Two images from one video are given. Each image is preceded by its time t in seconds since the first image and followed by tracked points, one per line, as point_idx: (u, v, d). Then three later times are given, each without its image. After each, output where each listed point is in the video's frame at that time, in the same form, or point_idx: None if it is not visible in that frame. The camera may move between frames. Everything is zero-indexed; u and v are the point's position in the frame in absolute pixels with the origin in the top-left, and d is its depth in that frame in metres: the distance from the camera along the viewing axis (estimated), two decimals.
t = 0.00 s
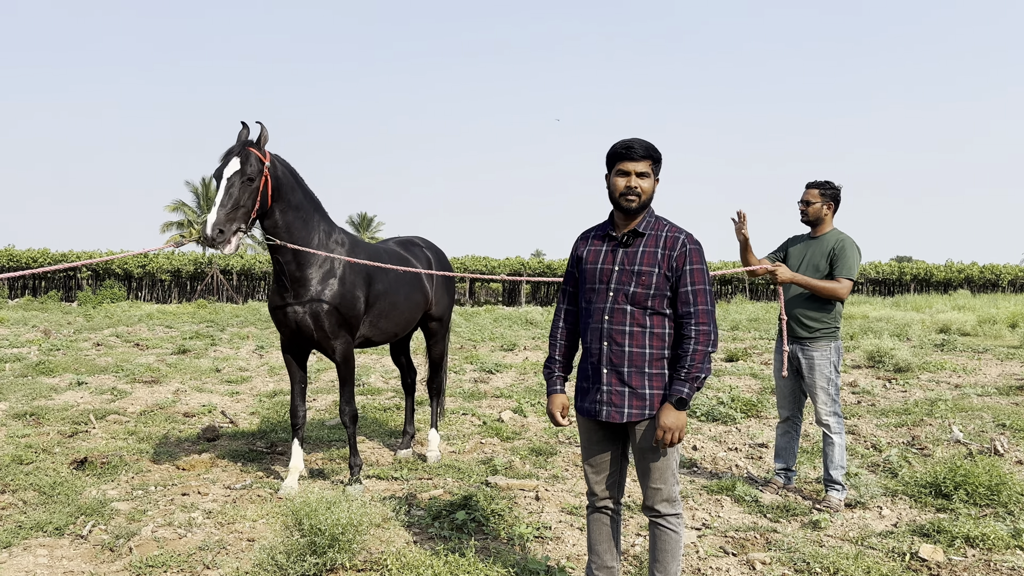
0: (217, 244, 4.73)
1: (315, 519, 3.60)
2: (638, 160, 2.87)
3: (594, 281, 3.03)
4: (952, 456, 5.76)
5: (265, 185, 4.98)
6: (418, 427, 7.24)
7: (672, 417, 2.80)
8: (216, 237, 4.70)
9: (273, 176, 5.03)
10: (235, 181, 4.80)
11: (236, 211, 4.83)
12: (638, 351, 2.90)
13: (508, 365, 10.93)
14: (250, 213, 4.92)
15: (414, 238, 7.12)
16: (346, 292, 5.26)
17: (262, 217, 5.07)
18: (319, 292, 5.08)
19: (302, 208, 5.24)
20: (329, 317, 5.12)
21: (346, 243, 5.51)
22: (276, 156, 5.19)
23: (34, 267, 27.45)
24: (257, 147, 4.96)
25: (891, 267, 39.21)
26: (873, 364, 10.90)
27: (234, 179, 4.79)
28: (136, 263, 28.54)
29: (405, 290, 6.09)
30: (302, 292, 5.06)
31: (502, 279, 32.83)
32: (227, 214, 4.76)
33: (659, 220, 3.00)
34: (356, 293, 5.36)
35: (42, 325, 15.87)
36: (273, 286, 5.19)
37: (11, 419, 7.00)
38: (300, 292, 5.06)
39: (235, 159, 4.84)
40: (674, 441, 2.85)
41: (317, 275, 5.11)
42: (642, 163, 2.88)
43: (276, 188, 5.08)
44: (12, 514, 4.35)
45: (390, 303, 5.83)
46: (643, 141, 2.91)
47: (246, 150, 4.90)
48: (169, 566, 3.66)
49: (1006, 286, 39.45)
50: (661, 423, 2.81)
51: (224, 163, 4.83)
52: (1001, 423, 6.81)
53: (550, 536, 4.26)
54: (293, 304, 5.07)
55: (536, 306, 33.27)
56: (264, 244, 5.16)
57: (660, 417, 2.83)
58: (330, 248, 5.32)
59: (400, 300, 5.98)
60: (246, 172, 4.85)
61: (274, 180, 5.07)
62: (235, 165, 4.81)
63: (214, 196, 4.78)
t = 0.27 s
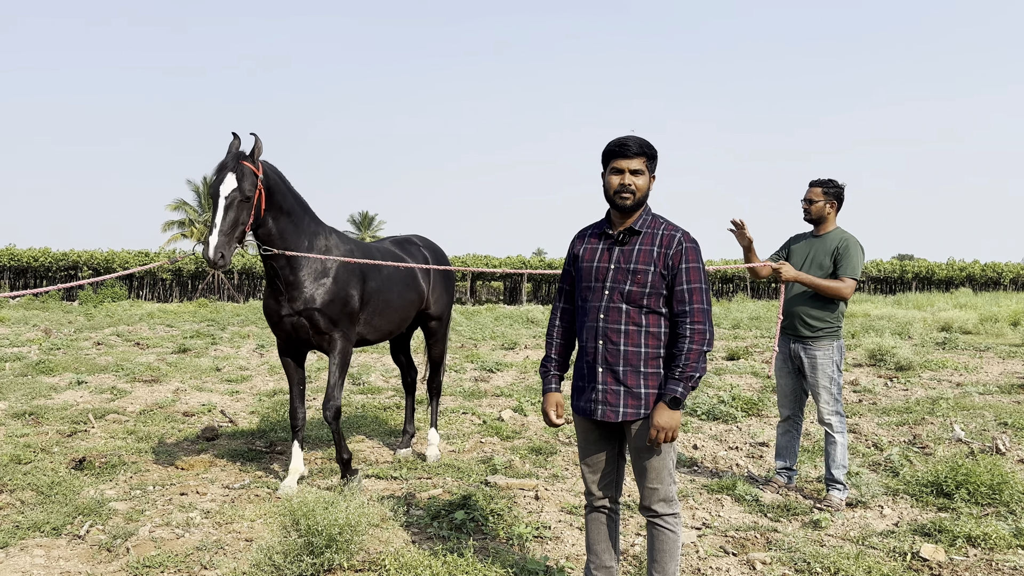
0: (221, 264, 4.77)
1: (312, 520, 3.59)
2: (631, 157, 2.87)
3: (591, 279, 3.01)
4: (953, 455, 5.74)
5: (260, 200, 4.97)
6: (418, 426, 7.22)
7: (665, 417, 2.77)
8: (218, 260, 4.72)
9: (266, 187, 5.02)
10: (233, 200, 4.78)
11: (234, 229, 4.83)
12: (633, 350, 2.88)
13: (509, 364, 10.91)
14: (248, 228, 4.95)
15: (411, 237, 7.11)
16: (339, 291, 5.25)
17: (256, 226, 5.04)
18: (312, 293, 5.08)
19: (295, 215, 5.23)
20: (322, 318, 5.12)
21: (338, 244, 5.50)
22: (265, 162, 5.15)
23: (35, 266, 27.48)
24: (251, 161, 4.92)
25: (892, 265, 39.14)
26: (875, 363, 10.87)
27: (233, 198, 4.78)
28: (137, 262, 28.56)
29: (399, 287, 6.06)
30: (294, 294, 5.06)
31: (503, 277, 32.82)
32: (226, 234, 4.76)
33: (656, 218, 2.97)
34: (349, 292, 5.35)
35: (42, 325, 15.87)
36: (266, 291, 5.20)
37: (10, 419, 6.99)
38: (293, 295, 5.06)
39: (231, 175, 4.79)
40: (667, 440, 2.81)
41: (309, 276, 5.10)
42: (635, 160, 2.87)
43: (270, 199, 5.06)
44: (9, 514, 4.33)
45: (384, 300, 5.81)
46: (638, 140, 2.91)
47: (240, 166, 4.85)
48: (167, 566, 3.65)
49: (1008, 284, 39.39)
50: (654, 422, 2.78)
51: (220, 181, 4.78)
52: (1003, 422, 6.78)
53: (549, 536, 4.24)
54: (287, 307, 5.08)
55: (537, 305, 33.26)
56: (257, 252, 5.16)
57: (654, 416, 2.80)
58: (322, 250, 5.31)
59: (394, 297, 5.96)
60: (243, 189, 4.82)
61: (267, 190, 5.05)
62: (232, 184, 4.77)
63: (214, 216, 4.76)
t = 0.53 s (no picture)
0: (225, 274, 4.77)
1: (311, 519, 3.58)
2: (627, 154, 2.86)
3: (587, 276, 2.99)
4: (955, 453, 5.72)
5: (259, 208, 5.00)
6: (419, 424, 7.21)
7: (662, 414, 2.76)
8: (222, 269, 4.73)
9: (263, 194, 5.04)
10: (234, 210, 4.80)
11: (236, 238, 4.84)
12: (631, 347, 2.87)
13: (509, 363, 10.89)
14: (248, 237, 4.97)
15: (408, 236, 7.08)
16: (325, 297, 5.26)
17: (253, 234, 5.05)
18: (297, 299, 5.11)
19: (291, 222, 5.26)
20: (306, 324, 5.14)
21: (330, 247, 5.52)
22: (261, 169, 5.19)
23: (36, 265, 27.49)
24: (248, 169, 4.95)
25: (894, 263, 39.08)
26: (876, 361, 10.85)
27: (234, 208, 4.80)
28: (139, 261, 28.59)
29: (394, 288, 6.06)
30: (280, 299, 5.10)
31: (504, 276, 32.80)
32: (229, 244, 4.78)
33: (653, 215, 2.95)
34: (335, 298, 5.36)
35: (44, 324, 15.88)
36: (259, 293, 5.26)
37: (10, 418, 6.99)
38: (279, 300, 5.11)
39: (231, 184, 4.81)
40: (665, 437, 2.80)
41: (295, 282, 5.13)
42: (631, 157, 2.86)
43: (267, 207, 5.09)
44: (9, 513, 4.33)
45: (376, 305, 5.81)
46: (635, 136, 2.90)
47: (238, 174, 4.87)
48: (166, 565, 3.64)
49: (1010, 282, 39.32)
50: (651, 419, 2.78)
51: (220, 191, 4.79)
52: (1005, 420, 6.76)
53: (550, 535, 4.22)
54: (273, 312, 5.13)
55: (538, 304, 33.24)
56: (251, 258, 5.17)
57: (651, 414, 2.79)
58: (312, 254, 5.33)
59: (387, 301, 5.95)
60: (243, 197, 4.85)
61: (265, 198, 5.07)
62: (234, 194, 4.79)
63: (216, 226, 4.76)
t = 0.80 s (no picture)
0: (242, 279, 4.78)
1: (313, 517, 3.57)
2: (622, 151, 2.85)
3: (585, 274, 2.98)
4: (957, 452, 5.70)
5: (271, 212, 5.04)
6: (420, 423, 7.21)
7: (651, 405, 2.74)
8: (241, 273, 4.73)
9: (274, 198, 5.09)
10: (253, 214, 4.83)
11: (252, 242, 4.86)
12: (630, 344, 2.86)
13: (511, 361, 10.89)
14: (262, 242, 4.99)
15: (406, 233, 7.07)
16: (322, 294, 5.27)
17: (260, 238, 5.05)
18: (296, 295, 5.13)
19: (292, 223, 5.29)
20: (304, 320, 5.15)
21: (327, 245, 5.53)
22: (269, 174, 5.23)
23: (38, 264, 27.52)
24: (262, 174, 5.00)
25: (895, 261, 39.01)
26: (878, 359, 10.83)
27: (251, 213, 4.82)
28: (140, 260, 28.60)
29: (392, 284, 6.06)
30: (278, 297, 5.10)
31: (506, 274, 32.81)
32: (247, 248, 4.79)
33: (650, 212, 2.95)
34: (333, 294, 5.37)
35: (45, 322, 15.89)
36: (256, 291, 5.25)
37: (12, 417, 6.99)
38: (278, 298, 5.11)
39: (248, 188, 4.85)
40: (656, 427, 2.78)
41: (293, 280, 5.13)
42: (627, 155, 2.86)
43: (276, 211, 5.12)
44: (10, 512, 4.33)
45: (374, 300, 5.82)
46: (630, 134, 2.89)
47: (254, 178, 4.91)
48: (167, 564, 3.63)
49: (1012, 280, 39.26)
50: (642, 410, 2.76)
51: (236, 195, 4.80)
52: (1007, 418, 6.74)
53: (551, 533, 4.22)
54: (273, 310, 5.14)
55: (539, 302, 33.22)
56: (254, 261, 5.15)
57: (641, 404, 2.77)
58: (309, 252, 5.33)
59: (385, 296, 5.96)
60: (260, 202, 4.89)
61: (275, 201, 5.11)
62: (251, 199, 4.82)
63: (233, 231, 4.76)
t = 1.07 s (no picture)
0: (254, 266, 4.78)
1: (316, 516, 3.57)
2: (617, 150, 2.84)
3: (582, 273, 2.98)
4: (960, 451, 5.70)
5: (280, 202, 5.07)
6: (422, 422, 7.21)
7: (643, 401, 2.74)
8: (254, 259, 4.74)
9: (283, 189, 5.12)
10: (264, 202, 4.86)
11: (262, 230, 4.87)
12: (627, 343, 2.86)
13: (513, 360, 10.89)
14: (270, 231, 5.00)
15: (405, 233, 7.07)
16: (321, 296, 5.27)
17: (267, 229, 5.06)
18: (295, 297, 5.13)
19: (297, 215, 5.30)
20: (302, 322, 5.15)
21: (327, 244, 5.53)
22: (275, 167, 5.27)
23: (40, 263, 27.56)
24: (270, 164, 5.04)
25: (897, 260, 38.96)
26: (880, 358, 10.81)
27: (262, 200, 4.84)
28: (142, 260, 28.63)
29: (390, 287, 6.06)
30: (277, 297, 5.10)
31: (507, 273, 32.81)
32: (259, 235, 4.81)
33: (646, 211, 2.94)
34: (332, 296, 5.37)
35: (48, 321, 15.91)
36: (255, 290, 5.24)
37: (14, 416, 6.99)
38: (277, 299, 5.11)
39: (259, 176, 4.88)
40: (651, 425, 2.77)
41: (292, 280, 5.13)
42: (622, 154, 2.85)
43: (284, 201, 5.15)
44: (13, 511, 4.33)
45: (372, 304, 5.82)
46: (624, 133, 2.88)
47: (263, 167, 4.95)
48: (170, 563, 3.64)
49: (1014, 279, 39.21)
50: (636, 406, 2.75)
51: (247, 183, 4.82)
52: (1010, 417, 6.73)
53: (554, 532, 4.22)
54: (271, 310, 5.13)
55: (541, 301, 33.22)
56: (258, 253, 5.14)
57: (633, 400, 2.77)
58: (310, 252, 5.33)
59: (383, 301, 5.96)
60: (271, 190, 4.92)
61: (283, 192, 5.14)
62: (262, 185, 4.85)
63: (245, 217, 4.77)
